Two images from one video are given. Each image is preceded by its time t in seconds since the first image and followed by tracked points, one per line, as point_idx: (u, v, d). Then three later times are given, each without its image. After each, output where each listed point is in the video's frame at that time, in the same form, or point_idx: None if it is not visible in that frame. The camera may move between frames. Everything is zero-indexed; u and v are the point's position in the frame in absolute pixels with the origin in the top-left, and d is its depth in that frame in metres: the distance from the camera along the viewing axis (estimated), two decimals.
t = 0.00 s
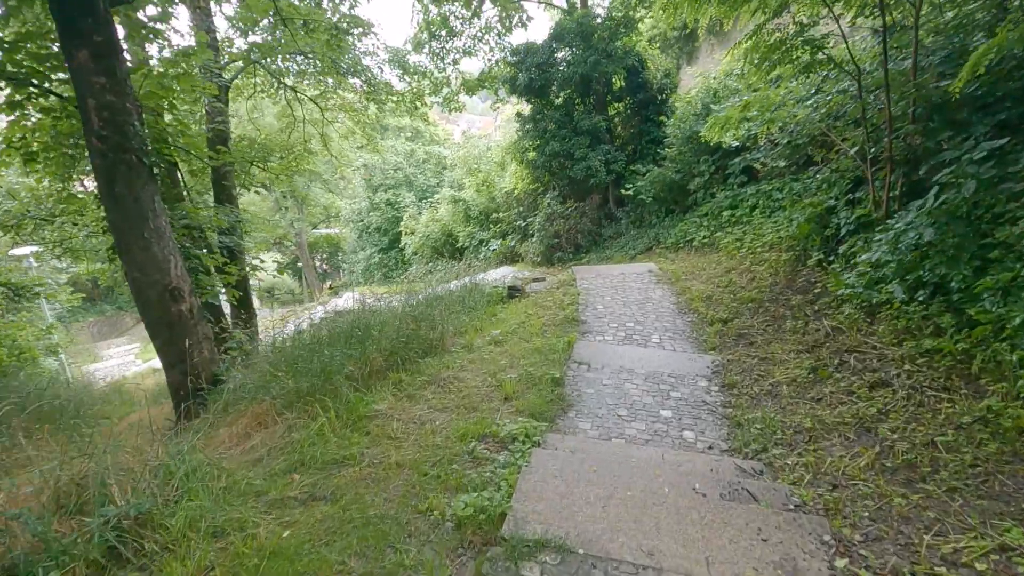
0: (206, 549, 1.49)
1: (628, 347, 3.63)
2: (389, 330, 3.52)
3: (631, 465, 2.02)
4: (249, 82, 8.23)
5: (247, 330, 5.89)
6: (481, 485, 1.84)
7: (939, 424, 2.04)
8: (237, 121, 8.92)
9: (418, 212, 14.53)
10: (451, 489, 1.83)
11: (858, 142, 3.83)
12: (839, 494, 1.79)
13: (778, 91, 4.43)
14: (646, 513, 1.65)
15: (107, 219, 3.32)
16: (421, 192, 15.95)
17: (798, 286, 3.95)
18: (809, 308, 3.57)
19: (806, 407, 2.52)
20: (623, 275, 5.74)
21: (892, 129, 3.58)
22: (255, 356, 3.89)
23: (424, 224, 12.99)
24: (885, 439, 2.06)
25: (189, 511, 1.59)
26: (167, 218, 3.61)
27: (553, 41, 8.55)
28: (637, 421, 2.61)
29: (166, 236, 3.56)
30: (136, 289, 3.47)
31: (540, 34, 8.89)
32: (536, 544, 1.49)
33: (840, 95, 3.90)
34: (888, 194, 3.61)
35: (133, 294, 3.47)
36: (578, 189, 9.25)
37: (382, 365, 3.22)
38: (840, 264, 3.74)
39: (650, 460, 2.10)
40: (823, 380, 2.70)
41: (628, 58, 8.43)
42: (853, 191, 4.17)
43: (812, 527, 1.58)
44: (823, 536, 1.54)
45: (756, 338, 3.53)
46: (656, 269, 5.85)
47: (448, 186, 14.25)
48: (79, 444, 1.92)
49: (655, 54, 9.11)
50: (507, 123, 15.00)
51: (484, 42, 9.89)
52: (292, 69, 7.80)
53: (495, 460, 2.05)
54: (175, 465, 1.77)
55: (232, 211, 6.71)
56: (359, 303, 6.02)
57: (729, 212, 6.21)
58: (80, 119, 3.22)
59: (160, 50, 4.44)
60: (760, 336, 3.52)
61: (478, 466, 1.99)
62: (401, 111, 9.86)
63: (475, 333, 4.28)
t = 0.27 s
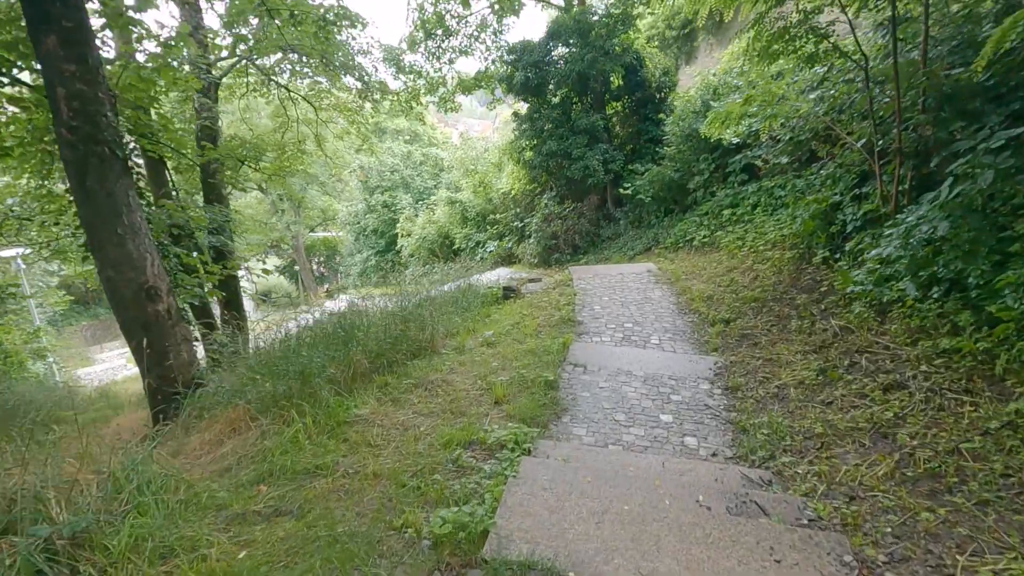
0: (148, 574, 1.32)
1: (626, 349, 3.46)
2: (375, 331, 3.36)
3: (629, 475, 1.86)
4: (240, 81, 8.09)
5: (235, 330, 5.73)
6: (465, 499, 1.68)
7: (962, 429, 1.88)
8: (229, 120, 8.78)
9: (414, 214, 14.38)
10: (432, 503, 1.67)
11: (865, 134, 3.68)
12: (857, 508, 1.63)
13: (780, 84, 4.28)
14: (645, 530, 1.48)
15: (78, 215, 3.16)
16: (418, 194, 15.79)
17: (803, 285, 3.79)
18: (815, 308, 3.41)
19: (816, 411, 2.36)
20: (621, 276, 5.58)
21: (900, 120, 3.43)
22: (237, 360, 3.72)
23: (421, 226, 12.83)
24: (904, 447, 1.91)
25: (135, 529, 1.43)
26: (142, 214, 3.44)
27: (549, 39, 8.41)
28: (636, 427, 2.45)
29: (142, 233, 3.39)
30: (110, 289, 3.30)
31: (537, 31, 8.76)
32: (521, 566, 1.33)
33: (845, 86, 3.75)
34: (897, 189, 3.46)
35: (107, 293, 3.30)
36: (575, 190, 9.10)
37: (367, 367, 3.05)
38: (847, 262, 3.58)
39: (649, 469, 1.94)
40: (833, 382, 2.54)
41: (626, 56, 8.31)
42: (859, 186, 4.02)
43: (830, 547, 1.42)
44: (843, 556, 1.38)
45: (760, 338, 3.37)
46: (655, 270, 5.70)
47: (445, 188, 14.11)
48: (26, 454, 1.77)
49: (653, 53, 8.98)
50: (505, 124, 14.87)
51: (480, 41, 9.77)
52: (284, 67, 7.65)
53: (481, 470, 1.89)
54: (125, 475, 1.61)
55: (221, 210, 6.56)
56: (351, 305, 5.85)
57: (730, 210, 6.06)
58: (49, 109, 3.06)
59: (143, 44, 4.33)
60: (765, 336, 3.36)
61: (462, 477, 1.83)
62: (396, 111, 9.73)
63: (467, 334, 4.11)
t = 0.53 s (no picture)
0: None
1: (626, 355, 3.31)
2: (363, 336, 3.21)
3: (626, 496, 1.71)
4: (236, 81, 7.98)
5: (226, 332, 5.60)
6: (447, 524, 1.53)
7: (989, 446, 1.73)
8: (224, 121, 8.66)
9: (413, 216, 14.25)
10: (411, 529, 1.52)
11: (875, 131, 3.54)
12: (879, 536, 1.49)
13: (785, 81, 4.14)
14: (642, 561, 1.34)
15: (53, 215, 3.02)
16: (417, 196, 15.67)
17: (810, 288, 3.65)
18: (824, 313, 3.26)
19: (828, 423, 2.21)
20: (622, 278, 5.43)
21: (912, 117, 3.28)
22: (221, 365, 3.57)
23: (420, 229, 12.72)
24: (925, 465, 1.76)
25: (75, 560, 1.34)
26: (122, 214, 3.30)
27: (549, 38, 8.28)
28: (636, 439, 2.30)
29: (121, 234, 3.25)
30: (87, 291, 3.16)
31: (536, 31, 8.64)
32: None
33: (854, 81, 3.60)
34: (909, 188, 3.31)
35: (84, 296, 3.15)
36: (576, 192, 8.98)
37: (353, 374, 2.91)
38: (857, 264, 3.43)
39: (648, 488, 1.79)
40: (845, 393, 2.39)
41: (627, 55, 8.20)
42: (868, 186, 3.87)
43: None
44: None
45: (766, 344, 3.22)
46: (656, 272, 5.56)
47: (444, 190, 13.98)
48: None
49: (655, 53, 8.85)
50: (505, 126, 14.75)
51: (479, 41, 9.64)
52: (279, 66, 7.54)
53: (467, 490, 1.74)
54: (76, 500, 1.53)
55: (213, 212, 6.43)
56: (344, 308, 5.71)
57: (733, 212, 5.91)
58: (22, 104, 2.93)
59: (137, 43, 4.28)
60: (771, 342, 3.22)
61: (446, 497, 1.69)
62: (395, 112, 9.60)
63: (461, 339, 3.97)
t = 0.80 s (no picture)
0: None
1: (626, 358, 3.12)
2: (348, 337, 3.03)
3: (625, 518, 1.53)
4: (229, 77, 7.81)
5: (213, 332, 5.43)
6: (424, 554, 1.35)
7: None
8: (218, 118, 8.49)
9: (412, 216, 14.09)
10: (381, 557, 1.34)
11: (890, 122, 3.36)
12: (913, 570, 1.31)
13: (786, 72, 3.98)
14: None
15: (17, 207, 2.83)
16: (416, 196, 15.47)
17: (821, 287, 3.46)
18: (837, 314, 3.07)
19: (847, 433, 2.02)
20: (622, 278, 5.24)
21: (931, 106, 3.09)
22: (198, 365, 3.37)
23: (418, 229, 12.53)
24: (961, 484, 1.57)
25: None
26: (92, 207, 3.10)
27: (548, 33, 8.10)
28: (637, 451, 2.11)
29: (90, 228, 3.06)
30: (54, 287, 2.96)
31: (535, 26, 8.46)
32: None
33: (868, 69, 3.42)
34: (927, 181, 3.12)
35: (51, 292, 2.97)
36: (576, 191, 8.79)
37: (335, 379, 2.72)
38: (872, 262, 3.24)
39: (650, 507, 1.61)
40: (865, 400, 2.21)
41: (628, 50, 8.03)
42: (882, 180, 3.68)
43: None
44: None
45: (776, 347, 3.03)
46: (658, 272, 5.37)
47: (443, 190, 13.82)
48: None
49: (656, 48, 8.67)
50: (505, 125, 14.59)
51: (478, 38, 9.45)
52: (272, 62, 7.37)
53: (448, 510, 1.56)
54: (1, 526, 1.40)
55: (202, 210, 6.25)
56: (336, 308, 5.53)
57: (737, 209, 5.72)
58: None
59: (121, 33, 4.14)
60: (781, 345, 3.02)
61: (424, 519, 1.51)
62: (391, 109, 9.44)
63: (454, 341, 3.78)
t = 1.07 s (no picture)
0: None
1: (623, 371, 2.98)
2: (330, 351, 2.88)
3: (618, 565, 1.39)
4: (220, 78, 7.67)
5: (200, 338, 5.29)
6: None
7: None
8: (208, 119, 8.34)
9: (408, 218, 13.94)
10: None
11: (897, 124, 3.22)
12: None
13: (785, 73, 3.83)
14: None
15: None
16: (412, 198, 15.33)
17: (826, 296, 3.32)
18: (843, 325, 2.93)
19: (859, 460, 1.88)
20: (620, 284, 5.10)
21: (940, 107, 2.95)
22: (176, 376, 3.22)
23: (414, 232, 12.39)
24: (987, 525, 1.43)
25: None
26: (61, 213, 2.95)
27: (544, 33, 7.96)
28: (633, 477, 1.96)
29: (59, 235, 2.90)
30: (20, 298, 2.81)
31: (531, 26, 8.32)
32: None
33: (874, 70, 3.28)
34: (937, 186, 2.99)
35: (17, 302, 2.81)
36: (573, 193, 8.66)
37: (314, 396, 2.57)
38: (879, 271, 3.10)
39: (646, 551, 1.47)
40: (876, 422, 2.06)
41: (625, 51, 7.90)
42: (888, 185, 3.55)
43: None
44: None
45: (780, 361, 2.89)
46: (657, 277, 5.23)
47: (439, 192, 13.68)
48: None
49: (654, 49, 8.54)
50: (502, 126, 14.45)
51: (474, 38, 9.34)
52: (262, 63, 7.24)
53: (424, 555, 1.41)
54: None
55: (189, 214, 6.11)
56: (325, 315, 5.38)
57: (738, 213, 5.58)
58: None
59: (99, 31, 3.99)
60: (786, 359, 2.88)
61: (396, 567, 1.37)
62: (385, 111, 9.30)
63: (444, 353, 3.63)
